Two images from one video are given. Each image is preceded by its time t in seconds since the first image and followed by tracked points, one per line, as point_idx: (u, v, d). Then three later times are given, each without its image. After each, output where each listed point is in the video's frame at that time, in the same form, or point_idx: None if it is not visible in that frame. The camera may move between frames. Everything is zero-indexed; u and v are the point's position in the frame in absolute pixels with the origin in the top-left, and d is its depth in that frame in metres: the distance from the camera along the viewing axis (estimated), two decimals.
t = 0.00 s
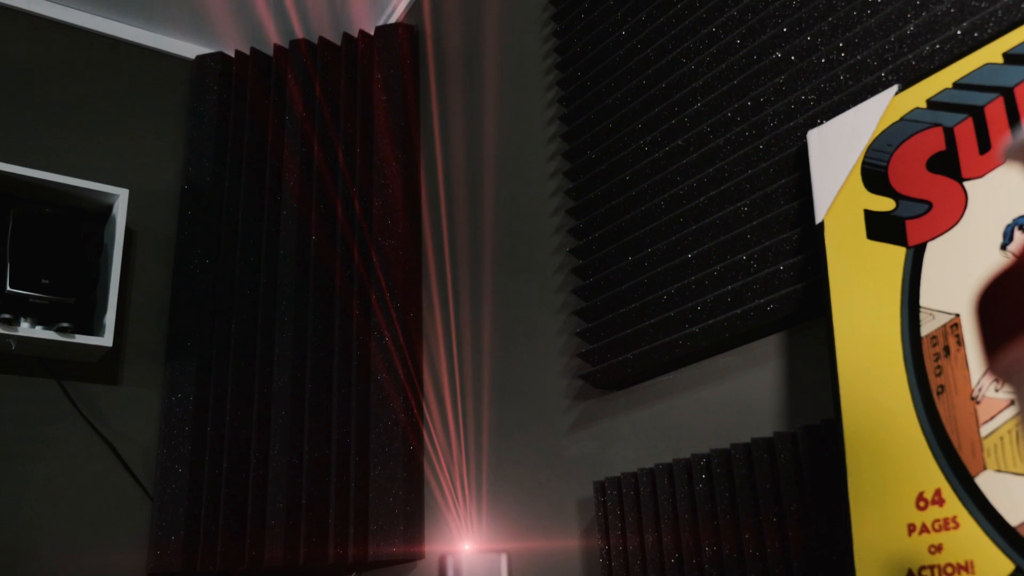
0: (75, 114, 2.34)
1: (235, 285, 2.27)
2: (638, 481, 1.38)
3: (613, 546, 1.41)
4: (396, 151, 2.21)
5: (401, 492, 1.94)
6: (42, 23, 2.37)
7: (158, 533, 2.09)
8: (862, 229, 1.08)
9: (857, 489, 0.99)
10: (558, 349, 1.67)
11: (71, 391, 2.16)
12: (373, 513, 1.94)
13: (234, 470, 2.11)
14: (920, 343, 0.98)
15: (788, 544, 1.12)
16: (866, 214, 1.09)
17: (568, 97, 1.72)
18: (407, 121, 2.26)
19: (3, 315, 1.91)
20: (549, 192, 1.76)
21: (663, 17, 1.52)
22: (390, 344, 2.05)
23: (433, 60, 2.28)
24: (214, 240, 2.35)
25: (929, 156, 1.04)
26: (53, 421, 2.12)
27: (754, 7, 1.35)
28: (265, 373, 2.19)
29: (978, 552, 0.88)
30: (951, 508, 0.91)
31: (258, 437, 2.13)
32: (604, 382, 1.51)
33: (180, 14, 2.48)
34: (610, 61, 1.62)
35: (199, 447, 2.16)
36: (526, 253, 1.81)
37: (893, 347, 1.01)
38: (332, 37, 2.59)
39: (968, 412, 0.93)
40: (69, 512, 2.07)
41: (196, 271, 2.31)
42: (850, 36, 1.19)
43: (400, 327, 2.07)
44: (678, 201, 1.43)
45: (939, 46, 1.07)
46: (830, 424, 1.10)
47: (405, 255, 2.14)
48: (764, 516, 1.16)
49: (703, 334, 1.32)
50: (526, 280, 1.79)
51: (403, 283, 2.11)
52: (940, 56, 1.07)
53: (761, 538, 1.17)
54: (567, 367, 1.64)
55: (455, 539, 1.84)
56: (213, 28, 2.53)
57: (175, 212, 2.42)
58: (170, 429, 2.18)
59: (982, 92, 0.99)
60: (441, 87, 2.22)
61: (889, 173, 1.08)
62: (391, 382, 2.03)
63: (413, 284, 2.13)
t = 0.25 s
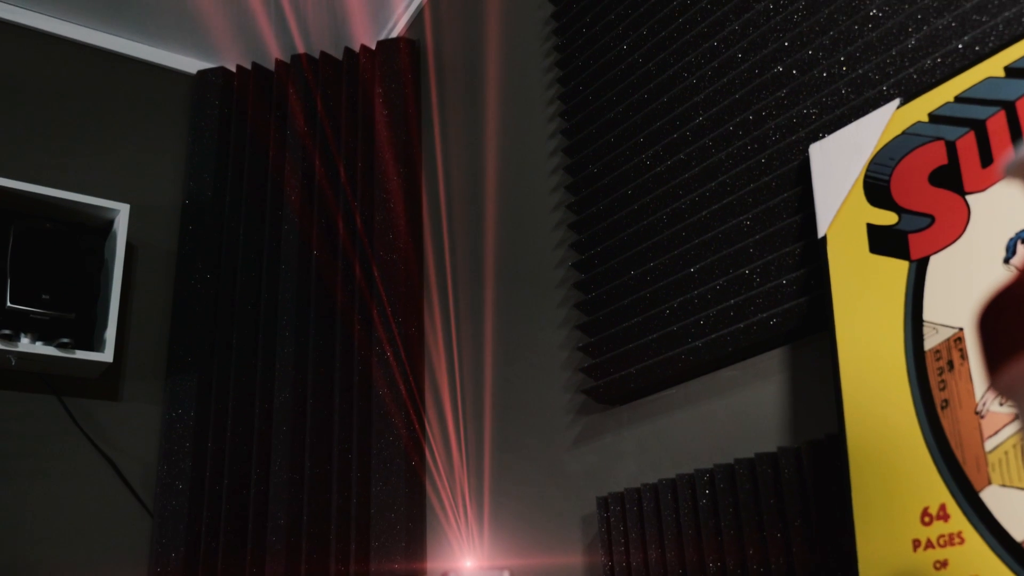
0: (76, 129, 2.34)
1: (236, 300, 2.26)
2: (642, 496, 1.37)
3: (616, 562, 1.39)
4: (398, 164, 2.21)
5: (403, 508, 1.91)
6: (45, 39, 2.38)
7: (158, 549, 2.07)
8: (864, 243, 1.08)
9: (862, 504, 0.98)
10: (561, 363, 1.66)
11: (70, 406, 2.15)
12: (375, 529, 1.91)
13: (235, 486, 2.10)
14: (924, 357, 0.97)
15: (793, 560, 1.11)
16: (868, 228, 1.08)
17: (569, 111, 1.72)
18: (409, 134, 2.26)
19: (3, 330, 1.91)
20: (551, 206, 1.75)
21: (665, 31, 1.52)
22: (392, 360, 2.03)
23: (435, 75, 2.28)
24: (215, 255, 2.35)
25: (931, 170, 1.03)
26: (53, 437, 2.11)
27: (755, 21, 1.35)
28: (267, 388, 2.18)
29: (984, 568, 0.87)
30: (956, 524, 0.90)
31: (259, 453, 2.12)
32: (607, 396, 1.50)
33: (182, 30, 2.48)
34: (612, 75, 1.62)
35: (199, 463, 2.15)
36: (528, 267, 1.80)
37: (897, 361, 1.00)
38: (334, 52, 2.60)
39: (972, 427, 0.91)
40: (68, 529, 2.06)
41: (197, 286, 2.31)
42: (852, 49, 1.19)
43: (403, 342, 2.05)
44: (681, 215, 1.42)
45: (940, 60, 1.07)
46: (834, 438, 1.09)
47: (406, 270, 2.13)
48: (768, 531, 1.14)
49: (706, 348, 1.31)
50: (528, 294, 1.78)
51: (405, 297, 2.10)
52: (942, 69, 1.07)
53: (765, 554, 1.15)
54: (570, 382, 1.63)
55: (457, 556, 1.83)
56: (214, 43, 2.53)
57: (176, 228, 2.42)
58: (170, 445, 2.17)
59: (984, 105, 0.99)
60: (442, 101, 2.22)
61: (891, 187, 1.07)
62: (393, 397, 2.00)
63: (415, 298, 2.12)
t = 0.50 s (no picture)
0: (78, 142, 2.34)
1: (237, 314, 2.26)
2: (645, 510, 1.36)
3: None
4: (402, 177, 2.21)
5: (405, 522, 1.89)
6: (46, 53, 2.38)
7: (158, 564, 2.06)
8: (867, 255, 1.07)
9: (866, 518, 0.97)
10: (563, 376, 1.65)
11: (70, 420, 2.14)
12: (377, 543, 1.89)
13: (235, 500, 2.09)
14: (928, 370, 0.96)
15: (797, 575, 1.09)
16: (871, 240, 1.07)
17: (571, 123, 1.71)
18: (411, 147, 2.26)
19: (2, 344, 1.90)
20: (553, 218, 1.75)
21: (667, 43, 1.52)
22: (394, 372, 2.01)
23: (436, 88, 2.28)
24: (216, 269, 2.34)
25: (934, 182, 1.02)
26: (52, 451, 2.10)
27: (757, 33, 1.35)
28: (267, 402, 2.17)
29: None
30: (960, 537, 0.89)
31: (260, 467, 2.10)
32: (610, 409, 1.49)
33: (184, 43, 2.49)
34: (614, 87, 1.62)
35: (200, 476, 2.15)
36: (530, 280, 1.79)
37: (901, 374, 0.99)
38: (336, 64, 2.60)
39: (976, 439, 0.90)
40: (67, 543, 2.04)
41: (198, 299, 2.30)
42: (853, 61, 1.18)
43: (404, 355, 2.04)
44: (683, 227, 1.41)
45: (942, 72, 1.06)
46: (838, 452, 1.08)
47: (408, 282, 2.13)
48: (772, 545, 1.13)
49: (709, 361, 1.30)
50: (530, 307, 1.78)
51: (406, 310, 2.09)
52: (944, 81, 1.06)
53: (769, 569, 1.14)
54: (572, 395, 1.62)
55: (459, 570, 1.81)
56: (216, 56, 2.54)
57: (177, 241, 2.42)
58: (171, 458, 2.16)
59: (986, 117, 0.98)
60: (444, 114, 2.22)
61: (893, 199, 1.06)
62: (394, 411, 2.00)
63: (416, 311, 2.11)
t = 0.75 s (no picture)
0: (79, 156, 2.34)
1: (238, 327, 2.25)
2: (648, 524, 1.34)
3: None
4: (404, 188, 2.20)
5: (407, 536, 1.88)
6: (48, 67, 2.39)
7: None
8: (870, 267, 1.06)
9: (870, 532, 0.96)
10: (565, 389, 1.64)
11: (70, 433, 2.13)
12: (378, 558, 1.88)
13: (236, 515, 2.07)
14: (931, 382, 0.95)
15: None
16: (874, 251, 1.06)
17: (573, 135, 1.71)
18: (413, 159, 2.25)
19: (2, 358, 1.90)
20: (555, 231, 1.74)
21: (668, 55, 1.51)
22: (396, 385, 2.01)
23: (437, 101, 2.28)
24: (217, 282, 2.34)
25: (936, 194, 1.01)
26: (52, 465, 2.08)
27: (758, 45, 1.34)
28: (268, 415, 2.16)
29: None
30: (966, 551, 0.87)
31: (261, 481, 2.09)
32: (612, 422, 1.48)
33: (185, 57, 2.49)
34: (615, 99, 1.61)
35: (200, 491, 2.13)
36: (532, 292, 1.78)
37: (904, 387, 0.98)
38: (337, 76, 2.59)
39: (981, 452, 0.89)
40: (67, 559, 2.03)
41: (198, 313, 2.29)
42: (855, 73, 1.18)
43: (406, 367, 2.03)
44: (685, 239, 1.40)
45: (944, 83, 1.06)
46: (842, 465, 1.06)
47: (409, 295, 2.12)
48: (776, 560, 1.12)
49: (711, 373, 1.29)
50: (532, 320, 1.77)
51: (408, 323, 2.08)
52: (945, 93, 1.06)
53: None
54: (575, 408, 1.61)
55: None
56: (216, 68, 2.54)
57: (178, 254, 2.41)
58: (171, 472, 2.15)
59: (987, 129, 0.97)
60: (445, 127, 2.21)
61: (895, 210, 1.05)
62: (395, 423, 1.98)
63: (418, 323, 2.10)
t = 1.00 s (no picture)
0: (80, 169, 2.34)
1: (239, 340, 2.25)
2: (651, 538, 1.33)
3: None
4: (406, 201, 2.19)
5: (409, 551, 1.87)
6: (50, 81, 2.39)
7: None
8: (873, 279, 1.05)
9: (874, 545, 0.95)
10: (568, 402, 1.63)
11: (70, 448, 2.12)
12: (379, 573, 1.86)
13: (237, 530, 2.06)
14: (935, 396, 0.94)
15: None
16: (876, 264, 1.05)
17: (575, 148, 1.70)
18: (415, 172, 2.25)
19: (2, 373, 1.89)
20: (557, 243, 1.74)
21: (670, 67, 1.51)
22: (397, 398, 2.00)
23: (438, 115, 2.28)
24: (218, 295, 2.33)
25: (939, 206, 1.01)
26: (51, 480, 2.07)
27: (760, 58, 1.34)
28: (269, 429, 2.15)
29: None
30: (971, 564, 0.86)
31: (262, 495, 2.08)
32: (615, 436, 1.47)
33: (187, 71, 2.49)
34: (617, 112, 1.61)
35: (201, 505, 2.12)
36: (534, 305, 1.78)
37: (908, 400, 0.97)
38: (338, 90, 2.59)
39: (985, 465, 0.88)
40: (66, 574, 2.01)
41: (199, 327, 2.29)
42: (857, 85, 1.17)
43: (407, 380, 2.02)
44: (687, 252, 1.40)
45: (945, 96, 1.05)
46: (846, 479, 1.05)
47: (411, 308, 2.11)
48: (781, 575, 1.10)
49: (714, 387, 1.28)
50: (535, 333, 1.76)
51: (409, 336, 2.07)
52: (947, 105, 1.05)
53: None
54: (577, 422, 1.60)
55: None
56: (218, 81, 2.54)
57: (179, 268, 2.41)
58: (172, 487, 2.14)
59: (989, 141, 0.97)
60: (446, 140, 2.21)
61: (898, 222, 1.05)
62: (397, 437, 1.97)
63: (419, 337, 2.10)
